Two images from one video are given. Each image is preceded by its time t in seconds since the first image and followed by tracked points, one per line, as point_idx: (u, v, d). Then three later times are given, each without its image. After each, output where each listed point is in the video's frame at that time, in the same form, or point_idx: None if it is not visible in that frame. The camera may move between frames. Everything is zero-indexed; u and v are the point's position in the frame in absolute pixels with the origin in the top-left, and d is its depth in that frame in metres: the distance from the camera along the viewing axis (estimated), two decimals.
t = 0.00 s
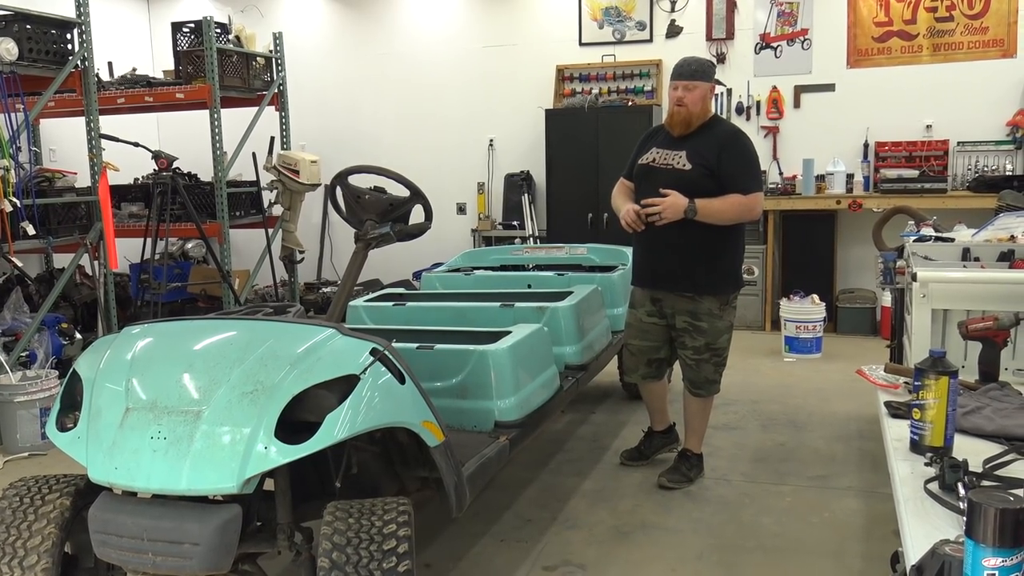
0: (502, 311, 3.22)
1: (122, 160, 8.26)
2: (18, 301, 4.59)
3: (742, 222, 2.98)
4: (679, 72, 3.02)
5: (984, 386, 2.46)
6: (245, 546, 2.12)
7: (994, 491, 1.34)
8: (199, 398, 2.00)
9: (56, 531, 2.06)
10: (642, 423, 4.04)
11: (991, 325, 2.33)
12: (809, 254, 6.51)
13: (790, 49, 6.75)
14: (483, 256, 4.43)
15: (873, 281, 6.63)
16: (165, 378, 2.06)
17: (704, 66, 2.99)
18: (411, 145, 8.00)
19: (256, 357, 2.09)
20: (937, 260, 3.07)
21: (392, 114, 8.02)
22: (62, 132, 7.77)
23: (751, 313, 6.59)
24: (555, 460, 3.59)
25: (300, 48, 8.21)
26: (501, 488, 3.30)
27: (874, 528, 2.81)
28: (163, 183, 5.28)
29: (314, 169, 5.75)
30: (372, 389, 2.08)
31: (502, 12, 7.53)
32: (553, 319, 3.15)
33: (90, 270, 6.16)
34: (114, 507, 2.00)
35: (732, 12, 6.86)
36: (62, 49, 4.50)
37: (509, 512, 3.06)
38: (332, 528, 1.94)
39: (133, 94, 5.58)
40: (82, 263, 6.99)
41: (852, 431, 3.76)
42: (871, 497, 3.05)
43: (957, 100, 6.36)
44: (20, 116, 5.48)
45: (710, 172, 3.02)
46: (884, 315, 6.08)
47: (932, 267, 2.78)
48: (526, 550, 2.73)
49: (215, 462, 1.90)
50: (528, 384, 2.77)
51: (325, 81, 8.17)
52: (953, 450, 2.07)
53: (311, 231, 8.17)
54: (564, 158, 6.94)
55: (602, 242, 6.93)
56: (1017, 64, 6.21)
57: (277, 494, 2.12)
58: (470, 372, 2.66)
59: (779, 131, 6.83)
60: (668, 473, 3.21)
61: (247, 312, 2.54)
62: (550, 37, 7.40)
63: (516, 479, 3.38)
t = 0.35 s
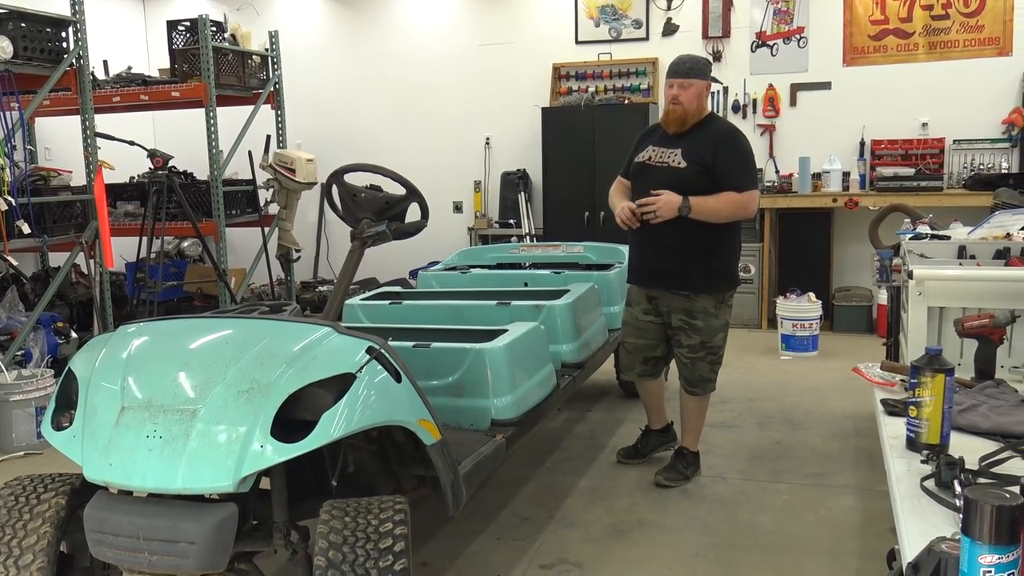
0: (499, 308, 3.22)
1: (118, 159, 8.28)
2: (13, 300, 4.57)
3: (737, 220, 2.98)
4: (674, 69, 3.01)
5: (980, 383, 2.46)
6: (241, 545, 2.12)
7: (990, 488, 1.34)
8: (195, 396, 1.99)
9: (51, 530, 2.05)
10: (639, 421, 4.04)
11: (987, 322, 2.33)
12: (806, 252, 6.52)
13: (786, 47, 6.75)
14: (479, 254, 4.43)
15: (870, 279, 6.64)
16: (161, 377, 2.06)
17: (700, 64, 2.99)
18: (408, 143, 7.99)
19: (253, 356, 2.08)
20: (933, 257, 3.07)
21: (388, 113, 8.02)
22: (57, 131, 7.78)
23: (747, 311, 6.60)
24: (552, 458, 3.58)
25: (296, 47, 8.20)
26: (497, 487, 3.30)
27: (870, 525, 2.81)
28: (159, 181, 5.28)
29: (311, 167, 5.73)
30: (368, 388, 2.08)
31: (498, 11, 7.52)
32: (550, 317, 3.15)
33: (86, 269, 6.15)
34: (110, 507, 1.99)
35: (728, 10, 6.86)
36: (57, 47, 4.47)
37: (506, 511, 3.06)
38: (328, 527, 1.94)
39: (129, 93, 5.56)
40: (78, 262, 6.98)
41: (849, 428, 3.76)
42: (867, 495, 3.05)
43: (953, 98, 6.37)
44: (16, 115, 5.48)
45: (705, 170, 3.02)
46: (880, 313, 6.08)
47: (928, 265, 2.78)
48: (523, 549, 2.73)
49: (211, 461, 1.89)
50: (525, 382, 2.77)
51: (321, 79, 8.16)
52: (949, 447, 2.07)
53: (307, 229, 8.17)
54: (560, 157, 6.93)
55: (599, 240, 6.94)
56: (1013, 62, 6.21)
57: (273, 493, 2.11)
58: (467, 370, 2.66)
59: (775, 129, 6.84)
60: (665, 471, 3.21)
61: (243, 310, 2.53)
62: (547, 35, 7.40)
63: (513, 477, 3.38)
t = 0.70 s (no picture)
0: (496, 306, 3.21)
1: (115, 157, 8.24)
2: (10, 299, 4.55)
3: (734, 217, 2.98)
4: (670, 67, 3.02)
5: (977, 381, 2.46)
6: (238, 543, 2.12)
7: (986, 485, 1.34)
8: (192, 394, 1.99)
9: (48, 529, 2.05)
10: (636, 419, 4.04)
11: (984, 319, 2.33)
12: (803, 249, 6.52)
13: (783, 45, 6.75)
14: (476, 252, 4.41)
15: (867, 276, 6.64)
16: (158, 375, 2.06)
17: (697, 61, 2.99)
18: (405, 141, 7.99)
19: (249, 353, 2.08)
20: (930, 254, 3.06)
21: (385, 111, 8.01)
22: (53, 128, 7.74)
23: (745, 309, 6.60)
24: (550, 456, 3.59)
25: (293, 44, 8.19)
26: (495, 485, 3.30)
27: (867, 522, 2.82)
28: (156, 179, 5.28)
29: (308, 165, 5.71)
30: (365, 386, 2.08)
31: (495, 8, 7.52)
32: (548, 315, 3.15)
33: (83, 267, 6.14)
34: (107, 505, 1.99)
35: (725, 7, 6.86)
36: (53, 45, 4.47)
37: (503, 508, 3.06)
38: (325, 525, 1.94)
39: (125, 91, 5.55)
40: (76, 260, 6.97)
41: (846, 426, 3.76)
42: (865, 492, 3.05)
43: (951, 95, 6.37)
44: (12, 112, 5.46)
45: (702, 168, 3.02)
46: (877, 310, 6.09)
47: (925, 262, 2.78)
48: (520, 547, 2.73)
49: (208, 459, 1.89)
50: (522, 380, 2.77)
51: (318, 76, 8.15)
52: (946, 444, 2.08)
53: (304, 227, 8.17)
54: (557, 154, 6.93)
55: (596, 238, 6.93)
56: (1010, 59, 6.22)
57: (270, 492, 2.11)
58: (465, 368, 2.66)
59: (772, 127, 6.83)
60: (662, 469, 3.21)
61: (240, 309, 2.53)
62: (544, 32, 7.39)
63: (510, 475, 3.39)
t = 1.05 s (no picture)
0: (495, 306, 3.21)
1: (113, 156, 8.24)
2: (8, 298, 4.54)
3: (735, 214, 2.97)
4: (670, 66, 3.01)
5: (975, 381, 2.47)
6: (237, 542, 2.12)
7: (985, 485, 1.35)
8: (191, 394, 1.99)
9: (47, 528, 2.05)
10: (635, 419, 4.04)
11: (983, 319, 2.33)
12: (802, 248, 6.53)
13: (781, 45, 6.76)
14: (475, 252, 4.42)
15: (865, 276, 6.65)
16: (157, 374, 2.06)
17: (696, 62, 2.99)
18: (404, 140, 7.98)
19: (248, 353, 2.08)
20: (929, 254, 3.06)
21: (384, 110, 8.01)
22: (51, 127, 7.72)
23: (743, 308, 6.60)
24: (548, 455, 3.59)
25: (292, 43, 8.19)
26: (494, 484, 3.30)
27: (865, 522, 2.82)
28: (154, 178, 5.27)
29: (307, 164, 5.70)
30: (364, 385, 2.08)
31: (494, 7, 7.51)
32: (546, 314, 3.16)
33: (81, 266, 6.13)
34: (106, 504, 1.99)
35: (724, 7, 6.86)
36: (52, 44, 4.46)
37: (502, 507, 3.06)
38: (324, 524, 1.94)
39: (124, 90, 5.54)
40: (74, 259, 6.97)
41: (844, 425, 3.77)
42: (862, 491, 3.06)
43: (949, 95, 6.38)
44: (10, 111, 5.45)
45: (701, 168, 3.02)
46: (875, 310, 6.09)
47: (924, 262, 2.79)
48: (519, 546, 2.73)
49: (206, 458, 1.89)
50: (520, 379, 2.77)
51: (317, 75, 8.14)
52: (944, 444, 2.08)
53: (303, 226, 8.17)
54: (556, 154, 6.93)
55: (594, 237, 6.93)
56: (1008, 59, 6.22)
57: (268, 491, 2.11)
58: (464, 367, 2.66)
59: (771, 126, 6.84)
60: (661, 468, 3.22)
61: (239, 308, 2.53)
62: (543, 32, 7.39)
63: (509, 474, 3.39)
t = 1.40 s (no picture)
0: (496, 304, 3.21)
1: (113, 156, 8.23)
2: (10, 298, 4.54)
3: (730, 211, 2.96)
4: (670, 64, 3.01)
5: (977, 377, 2.47)
6: (239, 542, 2.12)
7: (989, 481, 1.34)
8: (192, 393, 2.00)
9: (48, 529, 2.05)
10: (636, 417, 4.04)
11: (984, 315, 2.33)
12: (802, 246, 6.53)
13: (781, 42, 6.76)
14: (475, 251, 4.42)
15: (865, 273, 6.65)
16: (158, 374, 2.06)
17: (696, 60, 2.99)
18: (403, 140, 7.98)
19: (249, 353, 2.08)
20: (930, 251, 3.06)
21: (383, 110, 8.01)
22: (51, 128, 7.72)
23: (744, 306, 6.60)
24: (550, 453, 3.59)
25: (292, 43, 8.18)
26: (495, 483, 3.30)
27: (867, 518, 2.82)
28: (154, 178, 5.27)
29: (306, 164, 5.70)
30: (365, 384, 2.08)
31: (493, 6, 7.51)
32: (547, 313, 3.16)
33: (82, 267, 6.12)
34: (107, 505, 1.99)
35: (723, 5, 6.86)
36: (51, 44, 4.46)
37: (504, 506, 3.06)
38: (326, 524, 1.94)
39: (124, 90, 5.54)
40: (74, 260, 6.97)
41: (846, 422, 3.77)
42: (864, 488, 3.06)
43: (949, 92, 6.37)
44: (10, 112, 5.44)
45: (696, 166, 3.02)
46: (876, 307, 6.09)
47: (924, 258, 2.79)
48: (521, 544, 2.73)
49: (208, 458, 1.89)
50: (522, 378, 2.76)
51: (316, 75, 8.14)
52: (946, 440, 2.08)
53: (303, 226, 8.17)
54: (556, 152, 6.93)
55: (595, 235, 6.93)
56: (1008, 55, 6.23)
57: (270, 490, 2.11)
58: (465, 366, 2.66)
59: (771, 124, 6.83)
60: (662, 466, 3.22)
61: (240, 308, 2.53)
62: (542, 31, 7.39)
63: (511, 472, 3.39)
